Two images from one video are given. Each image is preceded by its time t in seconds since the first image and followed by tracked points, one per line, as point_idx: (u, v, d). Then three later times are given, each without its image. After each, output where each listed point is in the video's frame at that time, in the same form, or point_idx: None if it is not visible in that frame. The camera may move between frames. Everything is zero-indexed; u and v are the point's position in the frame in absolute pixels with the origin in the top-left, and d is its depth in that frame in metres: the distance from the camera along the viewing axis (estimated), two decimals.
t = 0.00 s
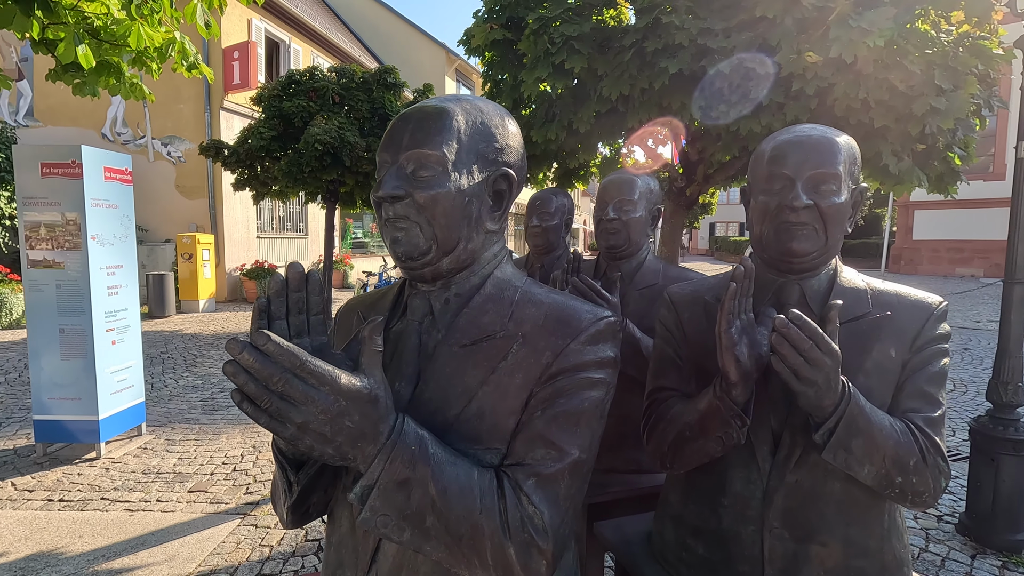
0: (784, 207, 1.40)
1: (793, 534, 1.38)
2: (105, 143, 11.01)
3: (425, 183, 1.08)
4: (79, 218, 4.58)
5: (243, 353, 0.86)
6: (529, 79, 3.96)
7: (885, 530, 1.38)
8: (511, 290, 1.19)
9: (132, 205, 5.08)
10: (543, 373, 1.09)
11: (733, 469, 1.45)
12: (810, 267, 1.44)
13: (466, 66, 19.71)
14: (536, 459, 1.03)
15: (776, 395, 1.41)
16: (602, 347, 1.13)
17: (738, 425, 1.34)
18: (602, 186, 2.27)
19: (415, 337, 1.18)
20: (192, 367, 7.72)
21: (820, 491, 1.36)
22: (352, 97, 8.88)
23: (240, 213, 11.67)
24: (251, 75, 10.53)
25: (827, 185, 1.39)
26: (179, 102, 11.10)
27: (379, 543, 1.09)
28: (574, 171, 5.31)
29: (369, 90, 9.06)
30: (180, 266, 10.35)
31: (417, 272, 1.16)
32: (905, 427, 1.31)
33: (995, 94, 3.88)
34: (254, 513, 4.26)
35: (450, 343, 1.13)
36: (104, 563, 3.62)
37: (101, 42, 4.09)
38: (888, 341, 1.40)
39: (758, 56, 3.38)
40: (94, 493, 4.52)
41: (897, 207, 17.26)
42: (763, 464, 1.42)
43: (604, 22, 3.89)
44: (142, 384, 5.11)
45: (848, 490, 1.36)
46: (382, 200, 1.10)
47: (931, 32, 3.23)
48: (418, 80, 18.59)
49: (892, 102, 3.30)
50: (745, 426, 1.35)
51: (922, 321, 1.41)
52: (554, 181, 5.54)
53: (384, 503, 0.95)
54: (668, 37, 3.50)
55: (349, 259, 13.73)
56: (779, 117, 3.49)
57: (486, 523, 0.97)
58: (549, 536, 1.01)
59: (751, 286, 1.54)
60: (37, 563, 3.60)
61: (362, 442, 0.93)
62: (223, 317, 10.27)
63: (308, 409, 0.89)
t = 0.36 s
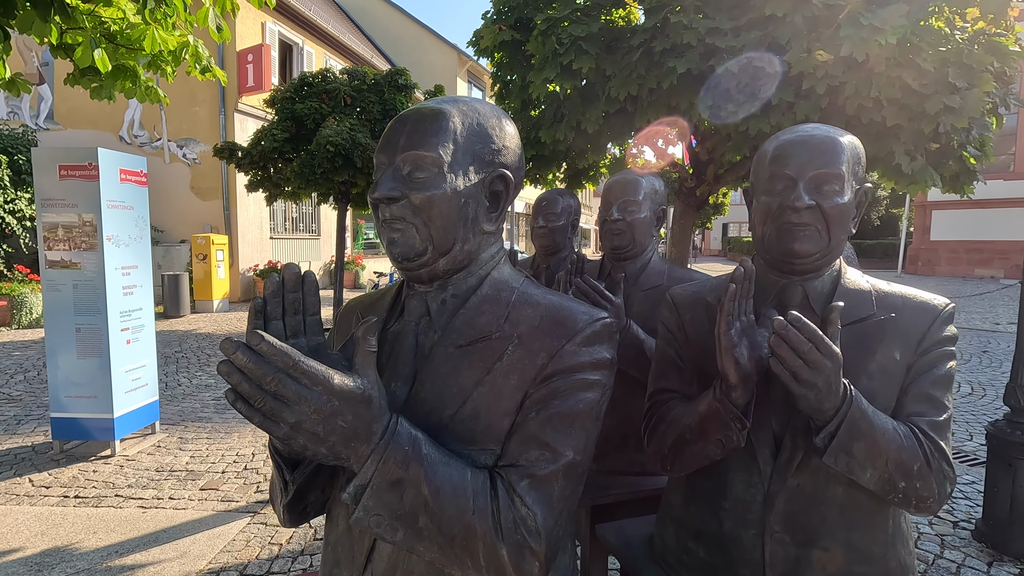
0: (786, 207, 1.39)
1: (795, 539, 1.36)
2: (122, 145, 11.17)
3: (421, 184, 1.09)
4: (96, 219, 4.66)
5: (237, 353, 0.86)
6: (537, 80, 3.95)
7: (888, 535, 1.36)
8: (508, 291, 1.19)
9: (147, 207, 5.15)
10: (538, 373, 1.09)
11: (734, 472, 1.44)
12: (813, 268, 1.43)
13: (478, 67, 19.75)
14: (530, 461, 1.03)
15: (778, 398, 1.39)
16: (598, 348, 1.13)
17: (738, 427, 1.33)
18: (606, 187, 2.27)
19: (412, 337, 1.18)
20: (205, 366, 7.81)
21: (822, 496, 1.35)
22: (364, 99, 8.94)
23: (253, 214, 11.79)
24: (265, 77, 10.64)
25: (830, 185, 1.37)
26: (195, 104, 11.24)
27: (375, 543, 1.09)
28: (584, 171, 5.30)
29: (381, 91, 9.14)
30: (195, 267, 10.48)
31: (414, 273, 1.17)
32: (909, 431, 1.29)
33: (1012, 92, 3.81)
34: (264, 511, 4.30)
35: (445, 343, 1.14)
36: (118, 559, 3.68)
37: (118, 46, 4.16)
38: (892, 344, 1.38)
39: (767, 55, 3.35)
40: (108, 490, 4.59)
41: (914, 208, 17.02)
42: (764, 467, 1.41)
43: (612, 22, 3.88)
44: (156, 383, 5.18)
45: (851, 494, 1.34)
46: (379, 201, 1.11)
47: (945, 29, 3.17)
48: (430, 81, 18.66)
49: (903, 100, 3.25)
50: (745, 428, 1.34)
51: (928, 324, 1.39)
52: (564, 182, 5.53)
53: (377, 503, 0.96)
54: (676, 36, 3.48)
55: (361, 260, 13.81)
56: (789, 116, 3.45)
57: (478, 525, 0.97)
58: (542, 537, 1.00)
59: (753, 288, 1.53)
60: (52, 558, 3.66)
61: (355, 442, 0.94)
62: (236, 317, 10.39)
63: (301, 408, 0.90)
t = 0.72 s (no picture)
0: (786, 207, 1.37)
1: (794, 545, 1.34)
2: (140, 148, 11.35)
3: (412, 185, 1.08)
4: (111, 221, 4.73)
5: (224, 354, 0.86)
6: (544, 80, 3.95)
7: (891, 542, 1.34)
8: (502, 291, 1.18)
9: (162, 208, 5.22)
10: (529, 375, 1.09)
11: (733, 476, 1.43)
12: (814, 269, 1.40)
13: (490, 69, 19.80)
14: (519, 464, 1.02)
15: (777, 402, 1.37)
16: (590, 350, 1.12)
17: (735, 431, 1.32)
18: (610, 187, 2.25)
19: (404, 338, 1.18)
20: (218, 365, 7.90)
21: (822, 501, 1.32)
22: (375, 101, 9.00)
23: (267, 215, 11.91)
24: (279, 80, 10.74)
25: (831, 185, 1.35)
26: (210, 107, 11.38)
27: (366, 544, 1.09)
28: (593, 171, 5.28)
29: (392, 93, 9.19)
30: (210, 267, 10.59)
31: (406, 273, 1.16)
32: (911, 436, 1.27)
33: None
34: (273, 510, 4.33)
35: (437, 345, 1.13)
36: (130, 555, 3.73)
37: (134, 51, 4.22)
38: (895, 346, 1.35)
39: (777, 54, 3.31)
40: (122, 487, 4.66)
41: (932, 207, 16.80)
42: (763, 471, 1.39)
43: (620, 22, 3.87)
44: (169, 382, 5.25)
45: (852, 500, 1.32)
46: (370, 202, 1.11)
47: (960, 25, 3.11)
48: (442, 83, 18.74)
49: (916, 98, 3.19)
50: (743, 432, 1.32)
51: (932, 327, 1.36)
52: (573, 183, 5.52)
53: (364, 504, 0.96)
54: (684, 36, 3.46)
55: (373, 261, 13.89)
56: (800, 115, 3.41)
57: (466, 527, 0.97)
58: (531, 541, 0.99)
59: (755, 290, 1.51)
60: (67, 554, 3.71)
61: (343, 443, 0.94)
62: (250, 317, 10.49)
63: (287, 409, 0.89)
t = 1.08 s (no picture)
0: (786, 206, 1.34)
1: (793, 551, 1.31)
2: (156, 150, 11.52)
3: (400, 183, 1.07)
4: (126, 221, 4.79)
5: (205, 353, 0.86)
6: (552, 80, 3.93)
7: (893, 550, 1.30)
8: (493, 290, 1.17)
9: (175, 209, 5.28)
10: (517, 376, 1.07)
11: (731, 480, 1.40)
12: (815, 270, 1.37)
13: (502, 70, 19.84)
14: (506, 465, 1.01)
15: (776, 405, 1.34)
16: (580, 350, 1.10)
17: (732, 434, 1.29)
18: (612, 186, 2.23)
19: (394, 337, 1.18)
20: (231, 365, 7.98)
21: (822, 506, 1.29)
22: (387, 102, 9.05)
23: (281, 217, 12.02)
24: (292, 82, 10.83)
25: (831, 183, 1.32)
26: (225, 109, 11.51)
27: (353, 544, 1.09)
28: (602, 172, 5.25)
29: (404, 94, 9.23)
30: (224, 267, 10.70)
31: (396, 273, 1.16)
32: (914, 441, 1.23)
33: None
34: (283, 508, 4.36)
35: (426, 345, 1.13)
36: (141, 552, 3.76)
37: (148, 54, 4.24)
38: (898, 348, 1.32)
39: (786, 53, 3.27)
40: (135, 485, 4.71)
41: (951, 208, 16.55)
42: (762, 475, 1.36)
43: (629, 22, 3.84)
44: (182, 381, 5.32)
45: (852, 505, 1.28)
46: (358, 201, 1.10)
47: (975, 21, 3.03)
48: (454, 85, 18.80)
49: (929, 95, 3.12)
50: (740, 435, 1.30)
51: (937, 329, 1.33)
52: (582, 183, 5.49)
53: (348, 505, 0.95)
54: (692, 35, 3.43)
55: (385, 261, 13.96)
56: (810, 114, 3.35)
57: (450, 530, 0.96)
58: (516, 544, 0.98)
59: (755, 290, 1.47)
60: (80, 550, 3.76)
61: (325, 443, 0.93)
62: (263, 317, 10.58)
63: (269, 409, 0.89)
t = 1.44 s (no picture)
0: (785, 204, 1.30)
1: (793, 559, 1.27)
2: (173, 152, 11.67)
3: (385, 182, 1.06)
4: (139, 222, 4.84)
5: (181, 354, 0.85)
6: (559, 79, 3.90)
7: (897, 559, 1.26)
8: (482, 291, 1.15)
9: (188, 211, 5.33)
10: (504, 378, 1.05)
11: (730, 486, 1.36)
12: (816, 270, 1.33)
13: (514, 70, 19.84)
14: (491, 469, 0.99)
15: (776, 409, 1.30)
16: (569, 353, 1.08)
17: (729, 439, 1.26)
18: (615, 186, 2.20)
19: (381, 338, 1.16)
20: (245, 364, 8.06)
21: (823, 514, 1.25)
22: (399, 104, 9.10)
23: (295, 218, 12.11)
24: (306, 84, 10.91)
25: (832, 181, 1.28)
26: (240, 112, 11.63)
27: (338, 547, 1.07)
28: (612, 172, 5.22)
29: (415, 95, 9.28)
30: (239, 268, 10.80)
31: (383, 273, 1.14)
32: (918, 448, 1.19)
33: None
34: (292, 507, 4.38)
35: (413, 346, 1.11)
36: (152, 549, 3.79)
37: (161, 57, 4.30)
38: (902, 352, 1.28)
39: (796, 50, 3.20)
40: (148, 483, 4.76)
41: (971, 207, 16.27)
42: (761, 481, 1.33)
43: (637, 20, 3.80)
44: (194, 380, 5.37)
45: (855, 513, 1.24)
46: (344, 200, 1.08)
47: (993, 16, 2.95)
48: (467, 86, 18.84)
49: (944, 92, 3.05)
50: (737, 440, 1.26)
51: (944, 331, 1.28)
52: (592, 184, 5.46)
53: (328, 508, 0.93)
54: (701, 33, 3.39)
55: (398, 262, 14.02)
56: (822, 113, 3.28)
57: (431, 535, 0.94)
58: (499, 550, 0.96)
59: (756, 291, 1.44)
60: (92, 547, 3.80)
61: (305, 446, 0.91)
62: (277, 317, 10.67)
63: (246, 410, 0.87)
